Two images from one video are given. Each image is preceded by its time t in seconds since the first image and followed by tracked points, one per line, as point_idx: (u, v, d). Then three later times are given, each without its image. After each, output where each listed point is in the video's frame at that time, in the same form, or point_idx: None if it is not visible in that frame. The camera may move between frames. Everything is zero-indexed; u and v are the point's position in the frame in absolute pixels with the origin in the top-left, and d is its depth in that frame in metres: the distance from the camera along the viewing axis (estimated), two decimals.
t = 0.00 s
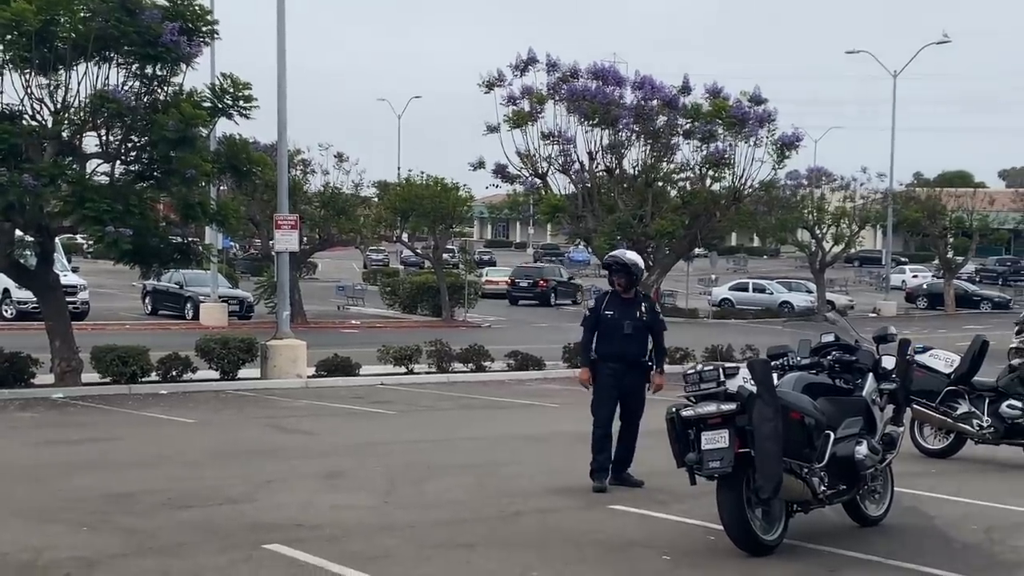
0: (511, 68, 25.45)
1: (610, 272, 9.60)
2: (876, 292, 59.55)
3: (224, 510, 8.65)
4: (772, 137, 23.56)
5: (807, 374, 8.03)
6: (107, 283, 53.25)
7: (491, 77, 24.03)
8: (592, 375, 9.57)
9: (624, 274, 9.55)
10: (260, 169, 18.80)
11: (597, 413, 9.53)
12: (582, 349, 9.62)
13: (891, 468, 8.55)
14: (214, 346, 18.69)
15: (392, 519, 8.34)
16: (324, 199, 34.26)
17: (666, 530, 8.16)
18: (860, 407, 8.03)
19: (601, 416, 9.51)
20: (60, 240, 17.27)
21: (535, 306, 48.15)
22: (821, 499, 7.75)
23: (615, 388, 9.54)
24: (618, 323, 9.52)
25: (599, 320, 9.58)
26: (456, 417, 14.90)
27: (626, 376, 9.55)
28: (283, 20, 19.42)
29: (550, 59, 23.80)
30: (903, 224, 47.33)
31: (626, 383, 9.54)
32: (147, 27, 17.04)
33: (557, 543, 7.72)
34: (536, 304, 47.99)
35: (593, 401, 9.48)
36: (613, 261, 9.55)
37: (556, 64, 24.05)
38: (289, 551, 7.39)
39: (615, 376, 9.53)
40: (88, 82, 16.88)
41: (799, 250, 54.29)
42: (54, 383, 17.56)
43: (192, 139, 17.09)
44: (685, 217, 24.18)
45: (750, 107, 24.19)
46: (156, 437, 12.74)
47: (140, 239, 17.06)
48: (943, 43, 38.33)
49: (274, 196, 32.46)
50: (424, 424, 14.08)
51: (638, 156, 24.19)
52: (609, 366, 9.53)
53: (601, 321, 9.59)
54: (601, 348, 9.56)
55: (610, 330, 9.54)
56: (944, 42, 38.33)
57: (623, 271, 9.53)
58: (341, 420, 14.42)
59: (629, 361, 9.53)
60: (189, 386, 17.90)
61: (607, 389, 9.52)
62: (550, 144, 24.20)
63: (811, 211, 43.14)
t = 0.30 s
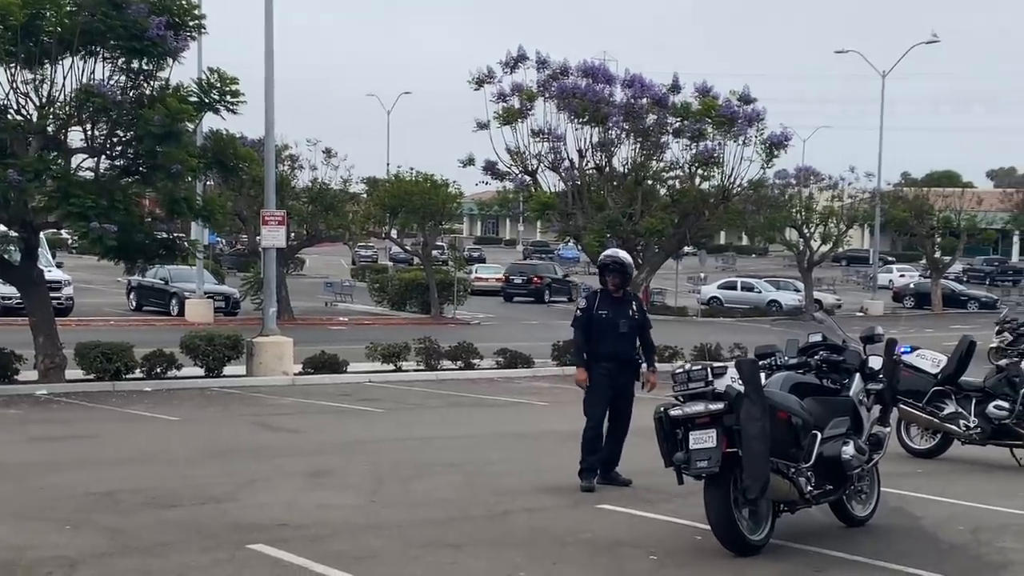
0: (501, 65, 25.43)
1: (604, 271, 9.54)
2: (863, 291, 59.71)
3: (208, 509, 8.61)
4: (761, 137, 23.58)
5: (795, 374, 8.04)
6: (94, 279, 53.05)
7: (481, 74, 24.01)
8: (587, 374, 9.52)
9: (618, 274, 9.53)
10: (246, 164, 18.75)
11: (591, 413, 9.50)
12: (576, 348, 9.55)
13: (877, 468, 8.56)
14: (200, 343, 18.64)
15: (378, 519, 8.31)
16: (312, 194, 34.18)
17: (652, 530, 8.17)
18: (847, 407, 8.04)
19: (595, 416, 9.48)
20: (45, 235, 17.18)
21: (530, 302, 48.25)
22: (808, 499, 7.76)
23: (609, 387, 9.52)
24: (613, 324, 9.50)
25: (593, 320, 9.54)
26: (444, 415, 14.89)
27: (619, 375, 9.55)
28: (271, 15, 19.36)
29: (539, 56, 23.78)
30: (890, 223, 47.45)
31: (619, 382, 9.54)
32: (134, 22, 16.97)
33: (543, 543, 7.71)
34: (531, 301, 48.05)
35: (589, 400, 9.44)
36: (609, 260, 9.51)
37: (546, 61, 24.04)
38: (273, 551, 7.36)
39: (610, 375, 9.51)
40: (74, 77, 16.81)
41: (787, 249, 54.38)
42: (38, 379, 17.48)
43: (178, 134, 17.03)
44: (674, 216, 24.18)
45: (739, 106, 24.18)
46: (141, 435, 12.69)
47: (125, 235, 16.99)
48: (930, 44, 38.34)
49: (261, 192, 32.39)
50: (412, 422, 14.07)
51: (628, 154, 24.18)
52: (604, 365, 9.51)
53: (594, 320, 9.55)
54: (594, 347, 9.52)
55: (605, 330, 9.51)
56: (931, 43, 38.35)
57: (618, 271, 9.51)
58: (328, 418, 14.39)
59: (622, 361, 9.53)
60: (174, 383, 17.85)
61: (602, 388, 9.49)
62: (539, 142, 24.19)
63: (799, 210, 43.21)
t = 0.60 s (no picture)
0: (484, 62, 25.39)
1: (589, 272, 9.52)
2: (844, 290, 59.95)
3: (186, 506, 8.57)
4: (743, 136, 23.63)
5: (774, 373, 8.06)
6: (74, 275, 52.78)
7: (464, 71, 23.98)
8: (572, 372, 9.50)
9: (602, 275, 9.51)
10: (228, 160, 18.67)
11: (576, 412, 9.50)
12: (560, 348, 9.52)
13: (856, 468, 8.59)
14: (179, 339, 18.55)
15: (357, 517, 8.28)
16: (294, 190, 34.08)
17: (632, 528, 8.18)
18: (826, 406, 8.06)
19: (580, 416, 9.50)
20: (24, 230, 17.06)
21: (518, 300, 48.35)
22: (787, 498, 7.78)
23: (594, 386, 9.53)
24: (597, 324, 9.51)
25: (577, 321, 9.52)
26: (425, 413, 14.86)
27: (603, 373, 9.57)
28: (253, 11, 19.30)
29: (522, 54, 23.77)
30: (871, 223, 47.64)
31: (603, 381, 9.56)
32: (114, 16, 16.87)
33: (523, 541, 7.70)
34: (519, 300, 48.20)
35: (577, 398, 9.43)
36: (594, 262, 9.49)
37: (529, 59, 24.02)
38: (252, 548, 7.33)
39: (595, 373, 9.52)
40: (53, 71, 16.73)
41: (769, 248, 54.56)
42: (17, 375, 17.36)
43: (159, 129, 16.94)
44: (657, 213, 24.16)
45: (721, 105, 24.21)
46: (121, 431, 12.62)
47: (105, 230, 16.89)
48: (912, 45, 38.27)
49: (243, 187, 32.29)
50: (393, 419, 14.04)
51: (610, 152, 24.20)
52: (589, 364, 9.51)
53: (578, 321, 9.53)
54: (578, 346, 9.51)
55: (589, 330, 9.51)
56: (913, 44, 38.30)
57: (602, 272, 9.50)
58: (309, 415, 14.34)
59: (606, 359, 9.55)
60: (154, 380, 17.77)
61: (587, 386, 9.49)
62: (522, 140, 24.18)
63: (780, 209, 43.33)
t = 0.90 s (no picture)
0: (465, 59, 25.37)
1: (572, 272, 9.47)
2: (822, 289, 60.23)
3: (165, 502, 8.53)
4: (723, 135, 23.72)
5: (752, 371, 8.09)
6: (52, 270, 52.44)
7: (445, 68, 23.96)
8: (549, 371, 9.53)
9: (581, 275, 9.48)
10: (207, 156, 18.62)
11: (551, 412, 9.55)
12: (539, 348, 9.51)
13: (833, 464, 8.64)
14: (158, 335, 18.46)
15: (337, 512, 8.28)
16: (274, 186, 33.99)
17: (611, 524, 8.20)
18: (804, 403, 8.10)
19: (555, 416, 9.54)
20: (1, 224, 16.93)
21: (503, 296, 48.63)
22: (764, 494, 7.83)
23: (571, 385, 9.57)
24: (577, 326, 9.50)
25: (557, 322, 9.49)
26: (405, 410, 14.85)
27: (581, 372, 9.60)
28: (234, 6, 19.22)
29: (504, 51, 23.77)
30: (850, 223, 47.87)
31: (581, 379, 9.60)
32: (95, 11, 16.79)
33: (502, 537, 7.71)
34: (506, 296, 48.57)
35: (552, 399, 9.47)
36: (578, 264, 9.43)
37: (510, 56, 24.01)
38: (232, 543, 7.31)
39: (572, 372, 9.55)
40: (32, 66, 16.63)
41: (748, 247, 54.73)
42: None
43: (139, 124, 16.87)
44: (638, 212, 24.12)
45: (701, 104, 24.25)
46: (99, 427, 12.56)
47: (84, 225, 16.81)
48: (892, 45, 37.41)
49: (222, 183, 32.17)
50: (372, 416, 14.03)
51: (591, 150, 24.21)
52: (566, 363, 9.54)
53: (558, 322, 9.51)
54: (557, 347, 9.52)
55: (569, 331, 9.50)
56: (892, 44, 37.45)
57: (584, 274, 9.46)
58: (288, 411, 14.31)
59: (584, 359, 9.58)
60: (132, 375, 17.69)
61: (564, 386, 9.53)
62: (503, 137, 24.18)
63: (760, 207, 43.47)
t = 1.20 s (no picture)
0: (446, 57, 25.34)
1: (550, 265, 9.49)
2: (802, 288, 60.48)
3: (145, 499, 8.50)
4: (704, 133, 23.76)
5: (733, 369, 8.12)
6: (31, 266, 52.14)
7: (427, 65, 23.91)
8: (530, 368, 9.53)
9: (564, 271, 9.49)
10: (187, 152, 18.51)
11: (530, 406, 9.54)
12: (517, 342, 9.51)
13: (814, 463, 8.68)
14: (138, 332, 18.37)
15: (317, 510, 8.25)
16: (255, 183, 33.90)
17: (592, 522, 8.22)
18: (785, 402, 8.13)
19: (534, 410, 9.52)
20: None
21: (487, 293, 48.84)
22: (745, 492, 7.85)
23: (552, 382, 9.56)
24: (555, 320, 9.50)
25: (535, 315, 9.50)
26: (386, 407, 14.83)
27: (562, 369, 9.59)
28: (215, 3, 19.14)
29: (485, 49, 23.75)
30: (830, 222, 48.08)
31: (562, 376, 9.59)
32: (75, 7, 16.69)
33: (483, 535, 7.71)
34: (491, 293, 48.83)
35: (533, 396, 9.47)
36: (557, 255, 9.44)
37: (492, 54, 23.99)
38: (212, 541, 7.29)
39: (554, 370, 9.55)
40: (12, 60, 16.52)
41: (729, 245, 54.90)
42: None
43: (119, 120, 16.77)
44: (618, 210, 24.17)
45: (682, 103, 24.29)
46: (78, 424, 12.49)
47: (63, 221, 16.70)
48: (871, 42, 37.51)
49: (202, 180, 32.06)
50: (353, 414, 14.00)
51: (573, 149, 24.22)
52: (548, 360, 9.54)
53: (536, 314, 9.52)
54: (535, 340, 9.53)
55: (547, 325, 9.51)
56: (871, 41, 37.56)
57: (563, 268, 9.46)
58: (269, 409, 14.27)
59: (565, 356, 9.58)
60: (112, 372, 17.61)
61: (545, 383, 9.53)
62: (484, 135, 24.17)
63: (740, 206, 43.59)
